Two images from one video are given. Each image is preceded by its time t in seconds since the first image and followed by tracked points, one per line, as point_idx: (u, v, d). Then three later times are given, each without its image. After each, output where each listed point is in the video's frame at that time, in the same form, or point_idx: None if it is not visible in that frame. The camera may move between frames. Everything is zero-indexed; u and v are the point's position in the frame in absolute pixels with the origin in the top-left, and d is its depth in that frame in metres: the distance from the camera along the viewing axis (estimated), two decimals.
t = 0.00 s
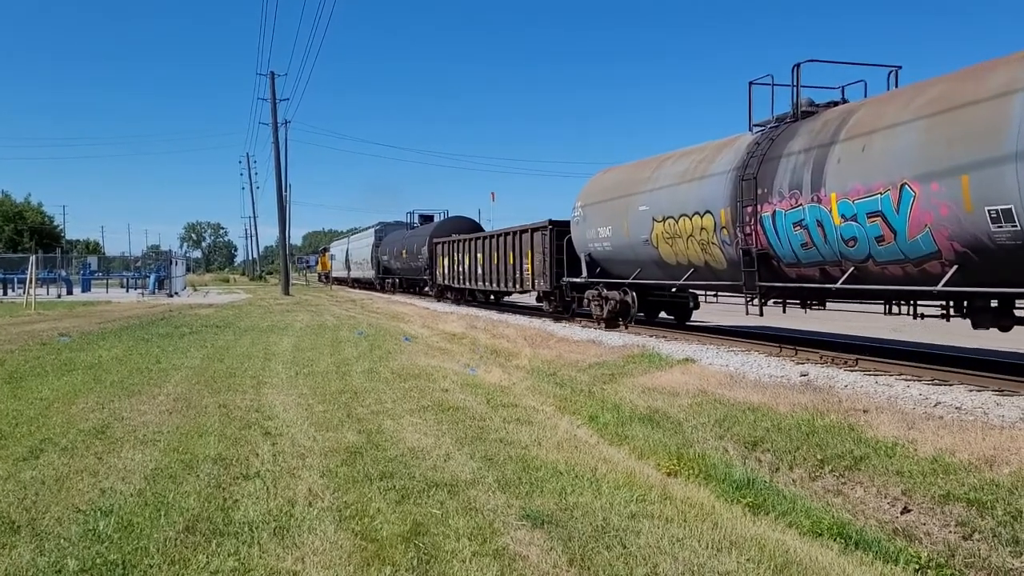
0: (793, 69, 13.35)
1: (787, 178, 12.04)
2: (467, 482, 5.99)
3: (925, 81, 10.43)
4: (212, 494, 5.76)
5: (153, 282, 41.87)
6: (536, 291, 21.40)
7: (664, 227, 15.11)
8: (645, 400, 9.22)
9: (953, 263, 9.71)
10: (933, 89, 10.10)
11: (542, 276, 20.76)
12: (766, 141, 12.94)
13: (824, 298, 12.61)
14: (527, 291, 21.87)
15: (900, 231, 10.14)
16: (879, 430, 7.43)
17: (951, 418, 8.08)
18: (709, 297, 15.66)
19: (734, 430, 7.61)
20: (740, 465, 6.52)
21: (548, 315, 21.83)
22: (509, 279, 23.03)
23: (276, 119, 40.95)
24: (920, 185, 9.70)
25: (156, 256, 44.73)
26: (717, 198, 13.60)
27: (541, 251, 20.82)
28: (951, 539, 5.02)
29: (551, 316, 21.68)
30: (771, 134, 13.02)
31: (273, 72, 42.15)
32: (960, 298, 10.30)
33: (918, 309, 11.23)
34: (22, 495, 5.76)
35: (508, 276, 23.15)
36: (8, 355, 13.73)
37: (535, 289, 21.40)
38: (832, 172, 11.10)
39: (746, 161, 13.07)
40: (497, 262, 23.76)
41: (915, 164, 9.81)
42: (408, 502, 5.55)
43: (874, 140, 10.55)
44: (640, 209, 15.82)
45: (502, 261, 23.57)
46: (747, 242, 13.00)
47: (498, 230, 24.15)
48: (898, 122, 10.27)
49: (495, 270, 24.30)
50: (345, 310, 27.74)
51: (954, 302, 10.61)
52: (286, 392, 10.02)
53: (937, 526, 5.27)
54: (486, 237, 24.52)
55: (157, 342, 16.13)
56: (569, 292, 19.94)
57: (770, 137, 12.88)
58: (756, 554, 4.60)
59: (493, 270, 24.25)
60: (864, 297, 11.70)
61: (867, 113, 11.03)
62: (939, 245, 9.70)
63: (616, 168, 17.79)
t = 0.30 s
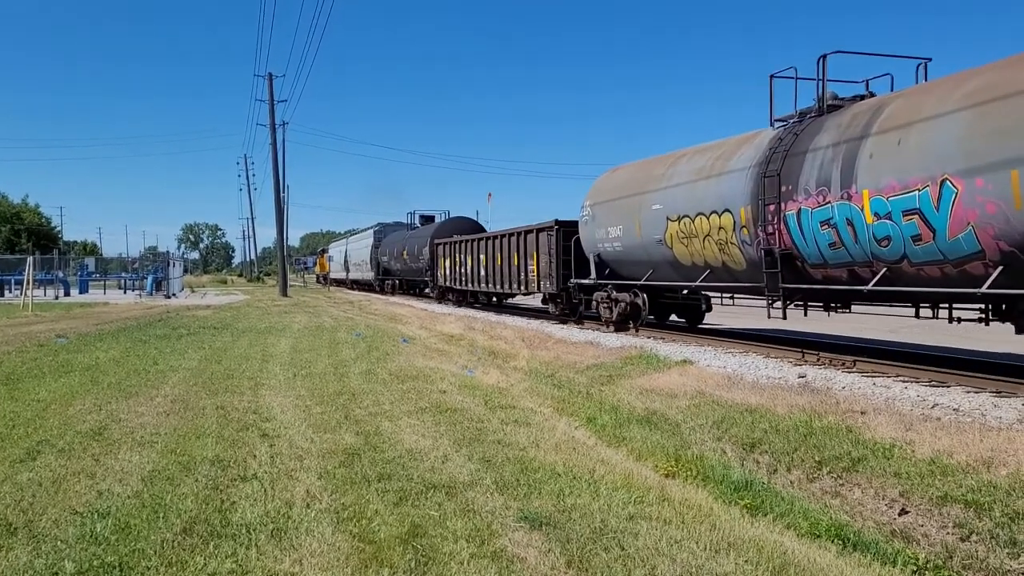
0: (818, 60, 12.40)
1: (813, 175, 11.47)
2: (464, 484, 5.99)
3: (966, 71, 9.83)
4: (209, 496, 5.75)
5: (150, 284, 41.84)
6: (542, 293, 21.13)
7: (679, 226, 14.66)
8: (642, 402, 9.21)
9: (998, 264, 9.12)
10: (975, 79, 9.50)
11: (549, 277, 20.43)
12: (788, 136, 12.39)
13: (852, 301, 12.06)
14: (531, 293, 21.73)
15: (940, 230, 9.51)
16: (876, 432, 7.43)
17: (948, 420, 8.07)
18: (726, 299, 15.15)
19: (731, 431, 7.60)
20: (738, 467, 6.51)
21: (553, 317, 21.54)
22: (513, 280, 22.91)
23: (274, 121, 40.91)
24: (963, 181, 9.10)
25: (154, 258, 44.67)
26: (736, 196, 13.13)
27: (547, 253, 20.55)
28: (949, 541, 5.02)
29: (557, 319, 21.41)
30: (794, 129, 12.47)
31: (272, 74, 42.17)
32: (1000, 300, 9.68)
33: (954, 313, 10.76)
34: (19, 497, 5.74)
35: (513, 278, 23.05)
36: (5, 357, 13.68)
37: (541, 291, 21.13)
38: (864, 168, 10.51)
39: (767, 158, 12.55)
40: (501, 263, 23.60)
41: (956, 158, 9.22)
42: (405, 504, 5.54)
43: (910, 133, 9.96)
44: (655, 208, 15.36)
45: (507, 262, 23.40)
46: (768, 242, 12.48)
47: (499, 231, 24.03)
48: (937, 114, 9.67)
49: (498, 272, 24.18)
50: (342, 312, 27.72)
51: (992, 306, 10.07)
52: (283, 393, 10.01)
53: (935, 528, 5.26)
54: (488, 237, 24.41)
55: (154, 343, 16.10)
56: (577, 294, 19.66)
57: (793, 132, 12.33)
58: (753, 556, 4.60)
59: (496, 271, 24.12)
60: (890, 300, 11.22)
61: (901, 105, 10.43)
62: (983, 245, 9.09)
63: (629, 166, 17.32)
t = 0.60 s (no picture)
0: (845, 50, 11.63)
1: (842, 170, 10.70)
2: (462, 485, 5.98)
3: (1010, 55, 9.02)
4: (206, 497, 5.74)
5: (148, 285, 41.76)
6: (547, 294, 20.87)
7: (694, 225, 13.97)
8: (640, 403, 9.20)
9: None
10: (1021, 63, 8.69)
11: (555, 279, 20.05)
12: (813, 129, 11.62)
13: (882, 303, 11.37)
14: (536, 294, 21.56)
15: (985, 228, 8.72)
16: (874, 432, 7.44)
17: (946, 420, 8.07)
18: (742, 301, 14.73)
19: (729, 432, 7.60)
20: (735, 467, 6.50)
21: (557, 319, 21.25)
22: (517, 281, 22.77)
23: (271, 122, 40.83)
24: (1012, 174, 8.32)
25: (151, 258, 44.54)
26: (756, 193, 12.43)
27: (552, 253, 20.25)
28: (946, 542, 5.03)
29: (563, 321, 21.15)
30: (818, 121, 11.71)
31: (270, 76, 42.16)
32: None
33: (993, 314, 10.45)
34: (15, 498, 5.73)
35: (517, 278, 22.91)
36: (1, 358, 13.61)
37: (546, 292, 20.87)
38: (899, 163, 9.71)
39: (791, 152, 11.81)
40: (505, 263, 23.44)
41: (1003, 150, 8.44)
42: (403, 505, 5.53)
43: (949, 124, 9.17)
44: (669, 206, 14.69)
45: (510, 263, 23.21)
46: (792, 241, 11.74)
47: (500, 231, 23.90)
48: (979, 103, 8.89)
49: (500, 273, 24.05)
50: (341, 312, 27.68)
51: None
52: (281, 394, 9.98)
53: (932, 528, 5.27)
54: (491, 237, 24.29)
55: (151, 345, 16.04)
56: (584, 295, 19.31)
57: (818, 125, 11.56)
58: (751, 556, 4.60)
59: (500, 272, 23.95)
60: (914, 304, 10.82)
61: (938, 95, 9.64)
62: None
63: (639, 163, 16.65)
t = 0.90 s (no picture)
0: (878, 37, 10.71)
1: (876, 165, 10.06)
2: (460, 486, 5.98)
3: None
4: (205, 498, 5.73)
5: (146, 286, 41.74)
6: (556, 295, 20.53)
7: (712, 224, 13.37)
8: (638, 404, 9.21)
9: None
10: None
11: (563, 280, 19.67)
12: (842, 122, 10.99)
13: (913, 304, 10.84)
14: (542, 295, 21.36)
15: None
16: (872, 434, 7.44)
17: (943, 421, 8.08)
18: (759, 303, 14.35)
19: (727, 434, 7.60)
20: (734, 469, 6.51)
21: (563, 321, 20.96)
22: (522, 282, 22.60)
23: (270, 123, 40.87)
24: None
25: (149, 259, 44.55)
26: (779, 190, 11.82)
27: (559, 254, 19.95)
28: (944, 543, 5.03)
29: (569, 323, 20.89)
30: (848, 114, 11.06)
31: (269, 77, 42.23)
32: None
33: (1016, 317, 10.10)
34: (13, 499, 5.72)
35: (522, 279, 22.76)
36: None
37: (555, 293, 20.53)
38: (941, 157, 9.08)
39: (818, 147, 11.18)
40: (509, 264, 23.28)
41: None
42: (401, 506, 5.53)
43: (998, 115, 8.53)
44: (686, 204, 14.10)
45: (515, 264, 23.01)
46: (819, 241, 11.11)
47: (503, 231, 23.76)
48: None
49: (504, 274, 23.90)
50: (339, 313, 27.67)
51: None
52: (279, 396, 9.97)
53: (930, 530, 5.27)
54: (495, 238, 24.08)
55: (149, 346, 16.03)
56: (594, 297, 18.88)
57: (848, 118, 10.92)
58: (750, 558, 4.60)
59: (505, 273, 23.77)
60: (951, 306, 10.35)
61: (983, 84, 8.99)
62: None
63: (654, 160, 16.05)
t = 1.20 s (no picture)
0: (915, 25, 10.25)
1: (916, 159, 9.53)
2: (459, 487, 5.98)
3: None
4: (203, 499, 5.73)
5: (145, 287, 41.75)
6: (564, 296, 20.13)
7: (733, 222, 12.83)
8: (637, 404, 9.22)
9: None
10: None
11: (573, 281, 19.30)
12: (877, 115, 10.47)
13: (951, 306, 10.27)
14: (549, 296, 21.14)
15: None
16: (871, 434, 7.45)
17: (942, 422, 8.10)
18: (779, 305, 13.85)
19: (726, 434, 7.60)
20: (733, 469, 6.51)
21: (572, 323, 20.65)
22: (528, 282, 22.41)
23: (269, 124, 40.88)
24: None
25: (148, 260, 44.60)
26: (806, 185, 11.30)
27: (568, 254, 19.66)
28: (943, 544, 5.03)
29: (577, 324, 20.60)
30: (882, 106, 10.55)
31: (268, 77, 42.24)
32: None
33: None
34: (12, 501, 5.72)
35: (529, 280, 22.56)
36: None
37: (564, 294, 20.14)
38: (990, 149, 8.58)
39: (850, 140, 10.65)
40: (515, 264, 23.12)
41: None
42: (400, 507, 5.53)
43: None
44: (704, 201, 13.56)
45: (522, 264, 22.82)
46: (853, 239, 10.58)
47: (508, 231, 23.61)
48: None
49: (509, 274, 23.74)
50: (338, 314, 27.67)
51: None
52: (278, 396, 9.98)
53: (929, 530, 5.28)
54: (502, 237, 23.96)
55: (148, 347, 16.03)
56: (604, 298, 18.44)
57: (883, 110, 10.40)
58: (749, 559, 4.59)
59: (510, 273, 23.60)
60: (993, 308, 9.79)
61: None
62: None
63: (668, 157, 15.55)
